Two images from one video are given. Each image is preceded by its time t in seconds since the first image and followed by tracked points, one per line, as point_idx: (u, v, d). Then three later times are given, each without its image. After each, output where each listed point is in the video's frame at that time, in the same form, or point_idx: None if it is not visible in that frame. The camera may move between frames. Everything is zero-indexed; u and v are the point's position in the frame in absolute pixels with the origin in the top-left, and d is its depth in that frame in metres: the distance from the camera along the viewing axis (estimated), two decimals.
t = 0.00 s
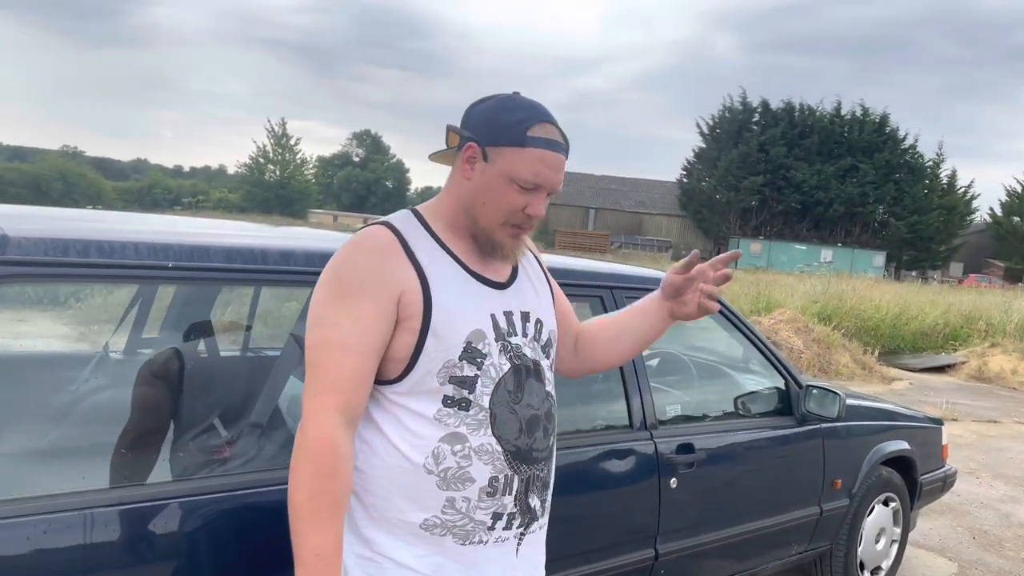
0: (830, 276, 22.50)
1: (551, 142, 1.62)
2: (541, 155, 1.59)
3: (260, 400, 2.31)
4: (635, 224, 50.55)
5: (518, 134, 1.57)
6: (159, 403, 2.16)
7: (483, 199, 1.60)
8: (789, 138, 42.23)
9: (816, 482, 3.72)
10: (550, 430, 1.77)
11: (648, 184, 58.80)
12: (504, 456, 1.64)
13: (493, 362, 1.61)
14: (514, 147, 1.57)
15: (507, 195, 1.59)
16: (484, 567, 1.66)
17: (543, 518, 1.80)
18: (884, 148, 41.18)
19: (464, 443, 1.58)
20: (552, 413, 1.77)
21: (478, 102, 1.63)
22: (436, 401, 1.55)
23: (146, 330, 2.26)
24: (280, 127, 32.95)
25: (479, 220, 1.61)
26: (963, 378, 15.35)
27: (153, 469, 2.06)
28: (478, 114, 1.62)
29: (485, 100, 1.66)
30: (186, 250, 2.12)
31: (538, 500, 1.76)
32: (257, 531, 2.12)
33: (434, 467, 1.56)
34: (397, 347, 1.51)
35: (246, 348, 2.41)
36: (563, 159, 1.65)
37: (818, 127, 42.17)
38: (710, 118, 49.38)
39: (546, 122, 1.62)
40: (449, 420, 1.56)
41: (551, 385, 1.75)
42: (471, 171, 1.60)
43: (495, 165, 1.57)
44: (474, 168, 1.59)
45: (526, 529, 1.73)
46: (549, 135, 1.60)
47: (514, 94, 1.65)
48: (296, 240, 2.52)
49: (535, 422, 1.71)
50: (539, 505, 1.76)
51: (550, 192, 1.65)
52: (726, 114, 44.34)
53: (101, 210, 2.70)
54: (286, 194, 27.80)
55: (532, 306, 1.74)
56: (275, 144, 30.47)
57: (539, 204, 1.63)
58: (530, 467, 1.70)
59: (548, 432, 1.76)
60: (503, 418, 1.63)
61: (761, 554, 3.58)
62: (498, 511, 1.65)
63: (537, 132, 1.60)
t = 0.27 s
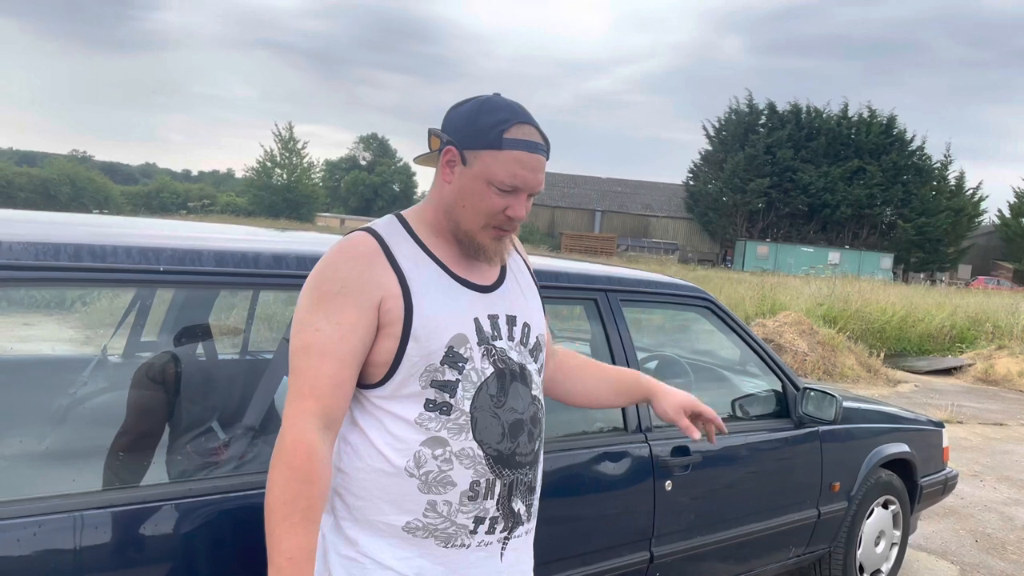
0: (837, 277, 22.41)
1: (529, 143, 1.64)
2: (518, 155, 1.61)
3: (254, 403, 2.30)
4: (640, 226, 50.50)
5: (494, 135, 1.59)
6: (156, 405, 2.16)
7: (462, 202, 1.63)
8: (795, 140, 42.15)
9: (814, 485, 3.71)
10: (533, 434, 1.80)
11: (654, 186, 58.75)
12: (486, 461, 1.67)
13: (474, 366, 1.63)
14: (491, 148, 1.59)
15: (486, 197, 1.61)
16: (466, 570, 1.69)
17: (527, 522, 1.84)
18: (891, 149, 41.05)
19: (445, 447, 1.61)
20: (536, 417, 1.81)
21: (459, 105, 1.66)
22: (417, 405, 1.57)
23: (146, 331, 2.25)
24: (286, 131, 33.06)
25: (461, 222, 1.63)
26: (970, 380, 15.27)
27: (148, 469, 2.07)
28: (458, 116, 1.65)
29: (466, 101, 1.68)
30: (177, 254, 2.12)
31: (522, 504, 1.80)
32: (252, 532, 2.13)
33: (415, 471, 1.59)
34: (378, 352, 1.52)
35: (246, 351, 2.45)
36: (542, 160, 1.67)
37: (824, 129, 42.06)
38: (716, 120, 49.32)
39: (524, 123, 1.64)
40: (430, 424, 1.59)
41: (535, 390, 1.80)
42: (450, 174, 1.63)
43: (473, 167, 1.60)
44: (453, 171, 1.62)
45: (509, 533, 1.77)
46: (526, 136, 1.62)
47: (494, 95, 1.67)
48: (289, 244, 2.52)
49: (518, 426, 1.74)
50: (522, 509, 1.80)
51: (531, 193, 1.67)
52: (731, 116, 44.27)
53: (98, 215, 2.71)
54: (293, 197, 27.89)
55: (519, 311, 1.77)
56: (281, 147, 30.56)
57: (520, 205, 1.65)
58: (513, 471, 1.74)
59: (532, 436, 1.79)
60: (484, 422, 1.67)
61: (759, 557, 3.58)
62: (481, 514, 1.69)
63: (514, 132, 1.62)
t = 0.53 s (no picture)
0: (843, 280, 22.33)
1: (536, 149, 1.70)
2: (528, 162, 1.68)
3: (246, 403, 2.30)
4: (645, 229, 50.47)
5: (509, 146, 1.65)
6: (151, 409, 2.18)
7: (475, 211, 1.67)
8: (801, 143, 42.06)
9: (812, 488, 3.71)
10: (524, 436, 1.80)
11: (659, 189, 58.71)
12: (476, 464, 1.68)
13: (462, 369, 1.63)
14: (507, 159, 1.64)
15: (504, 206, 1.66)
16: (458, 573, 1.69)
17: (520, 525, 1.83)
18: (897, 151, 40.91)
19: (434, 451, 1.61)
20: (526, 419, 1.81)
21: (460, 115, 1.66)
22: (406, 409, 1.58)
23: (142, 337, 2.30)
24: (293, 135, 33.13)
25: (475, 231, 1.67)
26: (976, 383, 15.20)
27: (143, 473, 2.08)
28: (461, 126, 1.65)
29: (462, 109, 1.69)
30: (169, 259, 2.13)
31: (513, 506, 1.80)
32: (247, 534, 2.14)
33: (404, 475, 1.59)
34: (366, 355, 1.53)
35: (244, 355, 2.46)
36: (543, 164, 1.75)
37: (829, 131, 41.98)
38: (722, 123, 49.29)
39: (527, 128, 1.71)
40: (418, 428, 1.59)
41: (524, 390, 1.80)
42: (461, 185, 1.65)
43: (490, 178, 1.64)
44: (466, 182, 1.64)
45: (501, 535, 1.77)
46: (535, 143, 1.69)
47: (490, 102, 1.70)
48: (282, 248, 2.53)
49: (508, 428, 1.74)
50: (513, 510, 1.80)
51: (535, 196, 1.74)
52: (736, 119, 44.22)
53: (96, 221, 2.73)
54: (300, 202, 27.99)
55: (507, 313, 1.78)
56: (287, 152, 30.65)
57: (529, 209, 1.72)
58: (503, 474, 1.74)
59: (522, 438, 1.79)
60: (473, 425, 1.66)
61: (757, 561, 3.57)
62: (472, 517, 1.69)
63: (523, 140, 1.68)
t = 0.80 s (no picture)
0: (847, 282, 22.28)
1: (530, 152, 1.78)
2: (527, 165, 1.75)
3: (235, 403, 2.31)
4: (649, 232, 50.44)
5: (515, 151, 1.71)
6: (134, 413, 2.17)
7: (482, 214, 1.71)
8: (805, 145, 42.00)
9: (809, 490, 3.70)
10: (516, 432, 1.83)
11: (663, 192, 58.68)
12: (474, 461, 1.70)
13: (461, 367, 1.65)
14: (514, 163, 1.70)
15: (510, 208, 1.72)
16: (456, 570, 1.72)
17: (511, 519, 1.88)
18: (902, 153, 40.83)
19: (434, 450, 1.62)
20: (518, 415, 1.83)
21: (464, 120, 1.67)
22: (406, 409, 1.58)
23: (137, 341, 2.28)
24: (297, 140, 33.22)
25: (481, 232, 1.72)
26: (981, 385, 15.13)
27: (130, 475, 2.09)
28: (467, 131, 1.67)
29: (460, 113, 1.70)
30: (157, 262, 2.14)
31: (506, 501, 1.83)
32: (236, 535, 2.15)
33: (405, 476, 1.60)
34: (366, 354, 1.53)
35: (240, 359, 2.43)
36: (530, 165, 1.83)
37: (833, 133, 41.91)
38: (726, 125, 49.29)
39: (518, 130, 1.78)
40: (419, 428, 1.60)
41: (515, 386, 1.82)
42: (471, 189, 1.68)
43: (500, 182, 1.68)
44: (476, 186, 1.67)
45: (496, 530, 1.81)
46: (530, 147, 1.77)
47: (483, 105, 1.73)
48: (273, 251, 2.54)
49: (503, 425, 1.77)
50: (507, 505, 1.84)
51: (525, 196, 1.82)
52: (740, 121, 44.20)
53: (91, 225, 2.74)
54: (304, 206, 28.05)
55: (495, 312, 1.79)
56: (291, 157, 30.72)
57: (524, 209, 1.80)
58: (498, 470, 1.77)
59: (515, 434, 1.82)
60: (472, 423, 1.68)
61: (753, 563, 3.56)
62: (470, 514, 1.72)
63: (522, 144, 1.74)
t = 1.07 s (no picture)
0: (849, 283, 22.27)
1: (512, 149, 1.79)
2: (511, 162, 1.76)
3: (229, 405, 2.31)
4: (651, 234, 50.42)
5: (498, 147, 1.72)
6: (127, 416, 2.18)
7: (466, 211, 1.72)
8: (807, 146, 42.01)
9: (806, 490, 3.70)
10: (507, 429, 1.85)
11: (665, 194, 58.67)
12: (467, 458, 1.72)
13: (454, 365, 1.67)
14: (497, 159, 1.71)
15: (495, 205, 1.74)
16: (452, 568, 1.73)
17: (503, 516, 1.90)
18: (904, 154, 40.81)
19: (429, 447, 1.64)
20: (508, 412, 1.86)
21: (447, 121, 1.69)
22: (401, 408, 1.59)
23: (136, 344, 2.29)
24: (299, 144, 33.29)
25: (467, 229, 1.73)
26: (983, 386, 15.11)
27: (123, 477, 2.10)
28: (450, 131, 1.68)
29: (442, 114, 1.71)
30: (150, 264, 2.15)
31: (499, 497, 1.86)
32: (228, 534, 2.15)
33: (400, 474, 1.61)
34: (364, 352, 1.54)
35: (240, 360, 2.39)
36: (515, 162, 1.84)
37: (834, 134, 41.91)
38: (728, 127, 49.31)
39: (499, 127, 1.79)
40: (415, 426, 1.61)
41: (504, 385, 1.83)
42: (455, 187, 1.69)
43: (484, 179, 1.70)
44: (459, 183, 1.68)
45: (489, 527, 1.82)
46: (513, 143, 1.78)
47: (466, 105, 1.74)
48: (267, 254, 2.55)
49: (495, 422, 1.79)
50: (499, 502, 1.86)
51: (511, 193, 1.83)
52: (741, 123, 44.18)
53: (89, 229, 2.75)
54: (307, 209, 28.09)
55: (484, 311, 1.80)
56: (294, 160, 30.76)
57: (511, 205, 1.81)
58: (491, 466, 1.79)
59: (506, 431, 1.84)
60: (465, 420, 1.70)
61: (751, 564, 3.56)
62: (464, 511, 1.74)
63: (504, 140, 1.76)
